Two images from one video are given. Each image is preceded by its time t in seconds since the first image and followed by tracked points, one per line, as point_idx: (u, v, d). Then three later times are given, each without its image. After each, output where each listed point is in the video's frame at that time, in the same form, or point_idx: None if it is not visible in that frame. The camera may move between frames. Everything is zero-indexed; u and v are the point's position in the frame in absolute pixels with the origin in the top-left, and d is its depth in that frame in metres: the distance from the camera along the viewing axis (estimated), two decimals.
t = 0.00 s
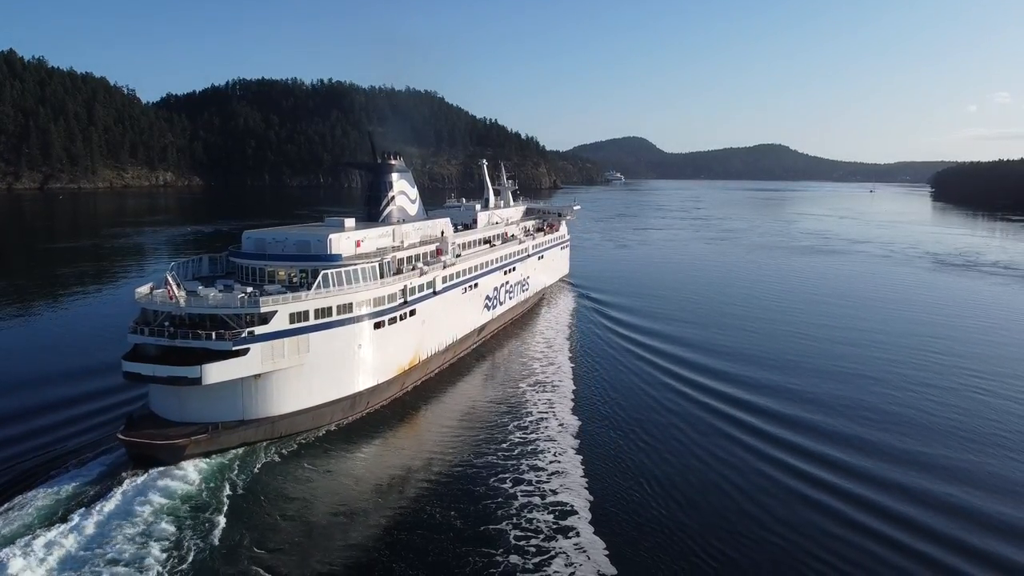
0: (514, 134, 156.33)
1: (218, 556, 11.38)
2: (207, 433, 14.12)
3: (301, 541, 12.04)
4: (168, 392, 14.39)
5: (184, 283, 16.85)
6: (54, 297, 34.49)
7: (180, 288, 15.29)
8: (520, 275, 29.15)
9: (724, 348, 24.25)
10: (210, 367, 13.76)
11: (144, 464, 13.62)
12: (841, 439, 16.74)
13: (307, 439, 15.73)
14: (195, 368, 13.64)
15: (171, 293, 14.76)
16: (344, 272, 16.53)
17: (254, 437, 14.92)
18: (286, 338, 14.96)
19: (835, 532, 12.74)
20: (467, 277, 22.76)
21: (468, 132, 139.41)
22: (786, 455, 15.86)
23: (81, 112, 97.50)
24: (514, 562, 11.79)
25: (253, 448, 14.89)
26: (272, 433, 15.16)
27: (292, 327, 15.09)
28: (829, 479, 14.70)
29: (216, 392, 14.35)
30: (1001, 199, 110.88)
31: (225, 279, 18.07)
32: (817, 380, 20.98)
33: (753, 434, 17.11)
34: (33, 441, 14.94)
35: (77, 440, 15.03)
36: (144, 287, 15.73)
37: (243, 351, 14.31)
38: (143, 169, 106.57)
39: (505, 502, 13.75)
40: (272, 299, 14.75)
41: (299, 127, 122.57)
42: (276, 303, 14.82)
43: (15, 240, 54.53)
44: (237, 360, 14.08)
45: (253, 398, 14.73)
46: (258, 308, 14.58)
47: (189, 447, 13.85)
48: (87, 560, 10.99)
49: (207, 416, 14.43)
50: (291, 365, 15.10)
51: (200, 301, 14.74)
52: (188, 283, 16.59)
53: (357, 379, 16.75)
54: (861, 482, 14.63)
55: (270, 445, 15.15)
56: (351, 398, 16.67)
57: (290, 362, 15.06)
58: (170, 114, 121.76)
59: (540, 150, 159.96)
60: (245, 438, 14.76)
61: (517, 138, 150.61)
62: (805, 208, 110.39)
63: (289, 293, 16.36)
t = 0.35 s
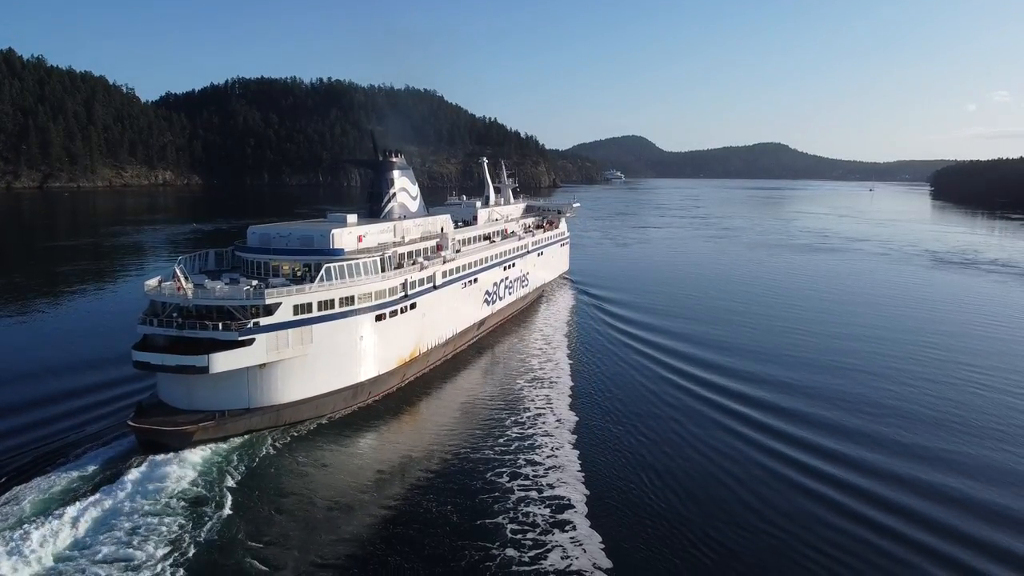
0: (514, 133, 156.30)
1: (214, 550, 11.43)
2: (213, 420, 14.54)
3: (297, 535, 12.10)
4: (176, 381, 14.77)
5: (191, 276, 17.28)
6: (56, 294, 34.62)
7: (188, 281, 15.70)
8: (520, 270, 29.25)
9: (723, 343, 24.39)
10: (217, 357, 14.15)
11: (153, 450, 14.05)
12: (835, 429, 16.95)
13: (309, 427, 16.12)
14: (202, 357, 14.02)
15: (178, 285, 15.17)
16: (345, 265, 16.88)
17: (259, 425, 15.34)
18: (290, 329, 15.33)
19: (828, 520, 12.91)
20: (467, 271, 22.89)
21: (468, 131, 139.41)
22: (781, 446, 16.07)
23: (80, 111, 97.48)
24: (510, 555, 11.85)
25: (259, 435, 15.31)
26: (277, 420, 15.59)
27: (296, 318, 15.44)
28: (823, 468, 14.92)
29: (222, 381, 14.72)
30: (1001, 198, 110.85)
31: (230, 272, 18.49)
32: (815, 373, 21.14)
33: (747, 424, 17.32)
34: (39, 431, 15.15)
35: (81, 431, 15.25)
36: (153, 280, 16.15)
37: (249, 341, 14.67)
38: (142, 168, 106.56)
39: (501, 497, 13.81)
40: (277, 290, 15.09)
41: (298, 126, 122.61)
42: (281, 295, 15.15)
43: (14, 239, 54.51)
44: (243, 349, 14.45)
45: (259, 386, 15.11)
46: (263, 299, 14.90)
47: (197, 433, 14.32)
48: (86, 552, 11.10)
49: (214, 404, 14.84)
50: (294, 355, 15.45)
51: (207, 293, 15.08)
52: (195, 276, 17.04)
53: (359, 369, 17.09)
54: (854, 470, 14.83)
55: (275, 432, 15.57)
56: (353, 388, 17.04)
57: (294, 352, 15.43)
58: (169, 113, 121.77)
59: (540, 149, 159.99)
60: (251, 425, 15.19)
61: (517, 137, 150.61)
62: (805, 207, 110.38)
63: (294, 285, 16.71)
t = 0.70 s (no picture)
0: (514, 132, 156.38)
1: (209, 545, 11.39)
2: (220, 408, 14.97)
3: (292, 528, 12.07)
4: (184, 370, 15.19)
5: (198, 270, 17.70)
6: (57, 292, 34.80)
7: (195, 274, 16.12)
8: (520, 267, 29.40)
9: (720, 337, 24.58)
10: (222, 347, 14.55)
11: (162, 436, 14.43)
12: (830, 420, 17.18)
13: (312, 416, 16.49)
14: (209, 347, 14.42)
15: (186, 277, 15.59)
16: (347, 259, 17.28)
17: (265, 413, 15.71)
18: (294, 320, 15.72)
19: (824, 510, 13.05)
20: (468, 267, 23.10)
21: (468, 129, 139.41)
22: (776, 436, 16.29)
23: (80, 110, 97.53)
24: (507, 548, 11.82)
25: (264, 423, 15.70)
26: (281, 409, 15.97)
27: (300, 310, 15.85)
28: (817, 457, 15.14)
29: (228, 369, 15.14)
30: (1000, 197, 110.95)
31: (236, 267, 18.94)
32: (812, 366, 21.36)
33: (744, 416, 17.54)
34: (44, 423, 15.34)
35: (86, 422, 15.43)
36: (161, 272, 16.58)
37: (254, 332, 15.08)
38: (142, 167, 106.62)
39: (498, 491, 13.77)
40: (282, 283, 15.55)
41: (298, 125, 122.68)
42: (284, 288, 15.59)
43: (14, 237, 54.62)
44: (248, 340, 14.86)
45: (264, 376, 15.52)
46: (268, 292, 15.34)
47: (204, 420, 14.71)
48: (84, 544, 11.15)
49: (221, 392, 15.25)
50: (298, 346, 15.86)
51: (214, 285, 15.52)
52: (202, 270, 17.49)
53: (361, 360, 17.48)
54: (848, 460, 15.05)
55: (281, 420, 16.00)
56: (355, 378, 17.38)
57: (297, 342, 15.82)
58: (169, 112, 121.83)
59: (540, 148, 160.15)
60: (257, 412, 15.56)
61: (517, 136, 150.74)
62: (805, 206, 110.39)
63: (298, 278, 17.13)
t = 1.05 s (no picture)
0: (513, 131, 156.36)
1: (205, 537, 11.43)
2: (227, 396, 15.48)
3: (289, 520, 12.15)
4: (192, 359, 15.70)
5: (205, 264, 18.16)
6: (59, 289, 34.94)
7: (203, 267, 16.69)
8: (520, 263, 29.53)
9: (719, 332, 24.75)
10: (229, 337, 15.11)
11: (170, 424, 14.89)
12: (825, 410, 17.43)
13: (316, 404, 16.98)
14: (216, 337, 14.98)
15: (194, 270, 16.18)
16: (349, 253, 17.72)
17: (270, 401, 16.21)
18: (298, 311, 16.23)
19: (822, 498, 13.26)
20: (468, 262, 23.34)
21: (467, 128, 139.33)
22: (772, 426, 16.54)
23: (79, 109, 97.47)
24: (503, 540, 11.87)
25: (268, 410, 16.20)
26: (286, 397, 16.47)
27: (303, 302, 16.36)
28: (811, 447, 15.39)
29: (235, 359, 15.67)
30: (1001, 195, 110.83)
31: (242, 260, 19.41)
32: (808, 359, 21.57)
33: (740, 407, 17.78)
34: (51, 413, 15.55)
35: (91, 413, 15.63)
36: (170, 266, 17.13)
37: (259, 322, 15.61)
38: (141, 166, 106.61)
39: (495, 484, 13.81)
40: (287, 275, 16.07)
41: (297, 124, 122.68)
42: (288, 280, 16.08)
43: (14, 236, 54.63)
44: (254, 330, 15.39)
45: (269, 365, 16.04)
46: (273, 284, 15.86)
47: (212, 408, 15.20)
48: (80, 534, 11.15)
49: (227, 380, 15.77)
50: (301, 336, 16.36)
51: (221, 278, 16.07)
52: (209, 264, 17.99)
53: (363, 351, 17.97)
54: (843, 449, 15.30)
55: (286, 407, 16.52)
56: (356, 368, 17.83)
57: (300, 333, 16.32)
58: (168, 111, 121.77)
59: (539, 147, 160.15)
60: (263, 400, 16.08)
61: (517, 135, 150.71)
62: (804, 204, 110.40)
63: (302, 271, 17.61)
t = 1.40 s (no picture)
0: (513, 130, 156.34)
1: (204, 528, 11.52)
2: (233, 384, 15.77)
3: (286, 512, 12.23)
4: (200, 348, 15.97)
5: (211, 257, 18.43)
6: (60, 287, 35.08)
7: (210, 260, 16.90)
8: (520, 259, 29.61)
9: (718, 326, 24.86)
10: (235, 327, 15.32)
11: (178, 411, 15.21)
12: (822, 402, 17.59)
13: (320, 393, 17.26)
14: (222, 327, 15.22)
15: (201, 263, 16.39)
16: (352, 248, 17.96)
17: (274, 389, 16.51)
18: (302, 303, 16.47)
19: (819, 487, 13.41)
20: (469, 257, 23.46)
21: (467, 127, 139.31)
22: (769, 417, 16.71)
23: (78, 108, 97.49)
24: (499, 532, 11.96)
25: (273, 399, 16.49)
26: (290, 386, 16.74)
27: (308, 294, 16.60)
28: (809, 437, 15.55)
29: (241, 348, 15.95)
30: (1000, 194, 110.85)
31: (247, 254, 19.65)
32: (805, 352, 21.75)
33: (738, 399, 17.94)
34: (56, 404, 15.74)
35: (97, 403, 15.82)
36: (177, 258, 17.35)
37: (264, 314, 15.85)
38: (141, 165, 106.61)
39: (492, 478, 13.88)
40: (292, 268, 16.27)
41: (297, 123, 122.73)
42: (293, 273, 16.30)
43: (14, 235, 54.65)
44: (260, 320, 15.61)
45: (273, 354, 16.32)
46: (277, 276, 16.02)
47: (218, 396, 15.50)
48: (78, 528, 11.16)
49: (233, 369, 16.05)
50: (305, 327, 16.60)
51: (226, 270, 16.25)
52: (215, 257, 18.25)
53: (365, 342, 18.22)
54: (839, 439, 15.47)
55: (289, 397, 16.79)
56: (358, 359, 18.09)
57: (304, 324, 16.57)
58: (167, 110, 121.81)
59: (539, 146, 160.18)
60: (268, 390, 16.34)
61: (517, 133, 150.77)
62: (804, 203, 110.47)
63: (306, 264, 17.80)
